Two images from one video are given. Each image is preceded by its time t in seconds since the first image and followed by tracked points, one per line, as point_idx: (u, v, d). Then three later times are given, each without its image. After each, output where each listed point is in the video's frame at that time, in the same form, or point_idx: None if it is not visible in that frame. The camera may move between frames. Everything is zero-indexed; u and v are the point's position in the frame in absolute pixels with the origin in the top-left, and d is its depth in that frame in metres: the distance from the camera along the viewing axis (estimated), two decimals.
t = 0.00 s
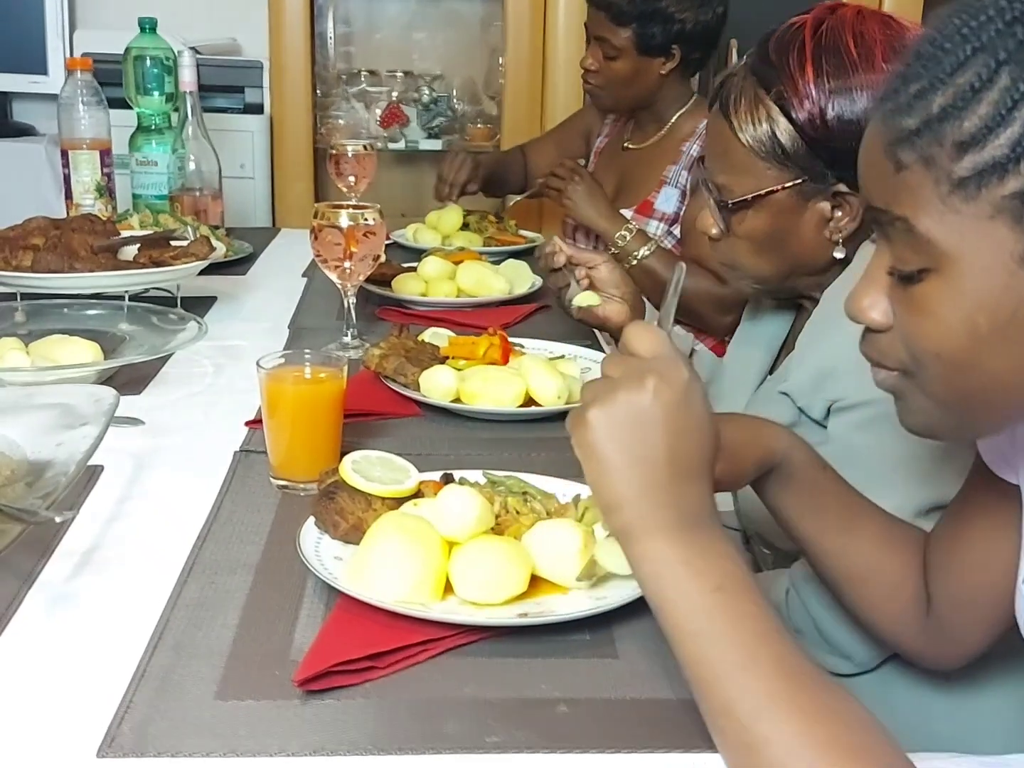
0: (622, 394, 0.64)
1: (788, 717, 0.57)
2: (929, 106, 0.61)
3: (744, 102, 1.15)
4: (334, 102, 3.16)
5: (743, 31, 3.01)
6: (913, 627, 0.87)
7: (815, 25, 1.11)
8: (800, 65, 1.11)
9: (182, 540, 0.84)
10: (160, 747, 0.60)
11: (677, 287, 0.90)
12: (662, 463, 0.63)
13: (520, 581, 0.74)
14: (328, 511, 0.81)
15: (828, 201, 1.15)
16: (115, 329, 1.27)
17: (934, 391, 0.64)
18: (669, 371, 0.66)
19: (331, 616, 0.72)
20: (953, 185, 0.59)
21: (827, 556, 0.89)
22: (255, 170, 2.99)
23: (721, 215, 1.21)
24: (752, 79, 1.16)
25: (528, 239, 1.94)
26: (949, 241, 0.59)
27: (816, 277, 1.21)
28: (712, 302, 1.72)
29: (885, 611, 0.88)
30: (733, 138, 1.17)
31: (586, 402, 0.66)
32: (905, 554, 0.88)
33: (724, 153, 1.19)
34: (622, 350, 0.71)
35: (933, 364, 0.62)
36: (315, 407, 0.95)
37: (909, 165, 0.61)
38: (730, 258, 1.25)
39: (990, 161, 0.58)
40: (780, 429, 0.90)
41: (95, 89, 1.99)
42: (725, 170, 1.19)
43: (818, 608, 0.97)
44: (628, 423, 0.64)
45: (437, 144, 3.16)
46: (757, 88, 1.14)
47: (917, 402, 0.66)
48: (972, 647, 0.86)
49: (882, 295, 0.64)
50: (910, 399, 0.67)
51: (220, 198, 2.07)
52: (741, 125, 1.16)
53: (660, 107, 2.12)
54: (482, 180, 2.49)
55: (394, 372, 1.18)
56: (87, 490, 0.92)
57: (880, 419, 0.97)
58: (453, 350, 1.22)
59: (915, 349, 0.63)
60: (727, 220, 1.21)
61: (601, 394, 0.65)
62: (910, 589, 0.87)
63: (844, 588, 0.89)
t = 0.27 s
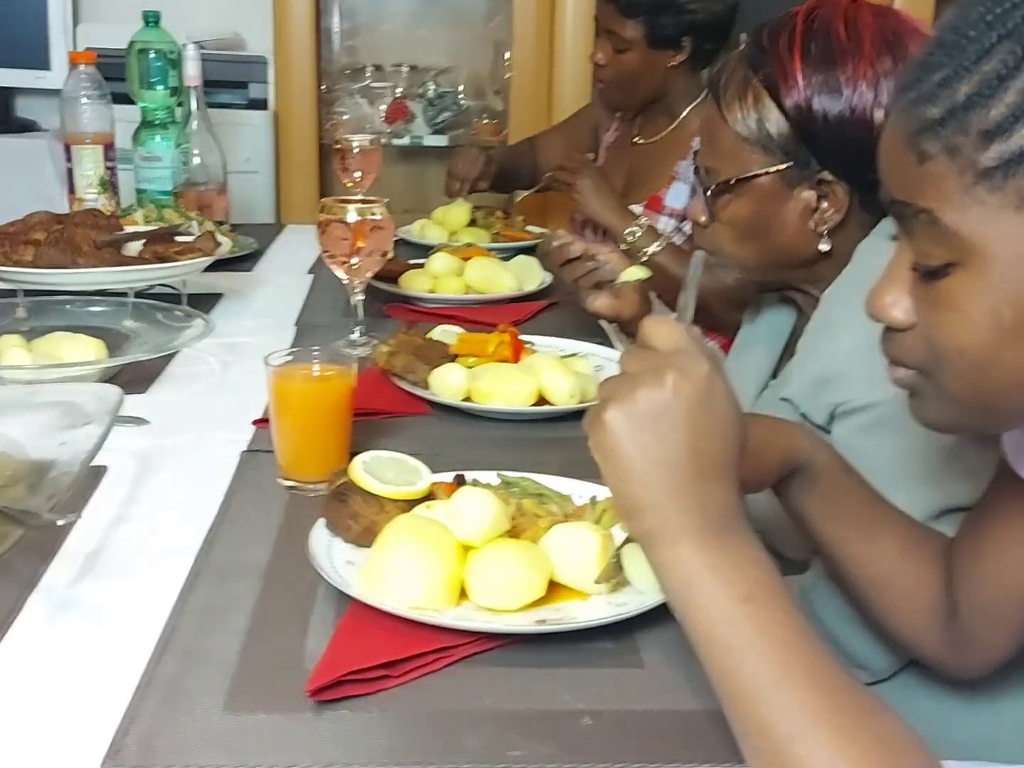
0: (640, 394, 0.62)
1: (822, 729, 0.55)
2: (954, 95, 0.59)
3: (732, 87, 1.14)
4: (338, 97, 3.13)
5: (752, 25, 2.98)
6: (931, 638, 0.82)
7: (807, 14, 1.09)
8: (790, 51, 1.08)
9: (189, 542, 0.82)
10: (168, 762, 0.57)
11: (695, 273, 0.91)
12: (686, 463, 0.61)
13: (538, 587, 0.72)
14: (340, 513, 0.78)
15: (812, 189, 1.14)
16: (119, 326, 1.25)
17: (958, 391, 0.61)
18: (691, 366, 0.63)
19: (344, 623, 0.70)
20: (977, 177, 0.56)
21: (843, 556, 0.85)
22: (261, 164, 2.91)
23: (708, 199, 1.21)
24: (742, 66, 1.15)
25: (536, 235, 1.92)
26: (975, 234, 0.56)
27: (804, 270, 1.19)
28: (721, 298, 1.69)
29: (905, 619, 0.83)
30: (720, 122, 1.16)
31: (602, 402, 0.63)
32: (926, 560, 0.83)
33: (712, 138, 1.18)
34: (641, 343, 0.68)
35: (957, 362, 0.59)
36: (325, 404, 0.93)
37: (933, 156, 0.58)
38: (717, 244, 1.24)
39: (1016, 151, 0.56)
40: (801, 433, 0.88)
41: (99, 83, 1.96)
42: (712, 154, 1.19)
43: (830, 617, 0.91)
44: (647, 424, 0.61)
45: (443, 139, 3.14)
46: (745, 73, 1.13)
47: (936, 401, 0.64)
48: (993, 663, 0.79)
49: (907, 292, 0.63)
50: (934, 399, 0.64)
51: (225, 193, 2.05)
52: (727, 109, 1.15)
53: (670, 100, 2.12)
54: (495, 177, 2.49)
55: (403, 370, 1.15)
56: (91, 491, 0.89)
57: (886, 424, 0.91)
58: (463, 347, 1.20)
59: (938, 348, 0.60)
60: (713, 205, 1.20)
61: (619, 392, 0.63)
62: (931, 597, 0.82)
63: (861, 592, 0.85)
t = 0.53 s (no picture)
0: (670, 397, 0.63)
1: (851, 737, 0.54)
2: (976, 84, 0.57)
3: (718, 77, 1.13)
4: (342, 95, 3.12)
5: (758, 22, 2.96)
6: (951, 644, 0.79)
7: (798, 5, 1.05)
8: (775, 43, 1.04)
9: (193, 546, 0.80)
10: None
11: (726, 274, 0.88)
12: (719, 465, 0.62)
13: (552, 592, 0.70)
14: (347, 516, 0.76)
15: (789, 184, 1.11)
16: (121, 324, 1.23)
17: (986, 395, 0.59)
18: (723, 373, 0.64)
19: (352, 629, 0.68)
20: (1004, 168, 0.55)
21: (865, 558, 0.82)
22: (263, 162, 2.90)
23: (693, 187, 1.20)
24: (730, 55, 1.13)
25: (542, 232, 1.90)
26: (1001, 227, 0.54)
27: (787, 267, 1.16)
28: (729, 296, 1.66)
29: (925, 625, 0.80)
30: (707, 111, 1.15)
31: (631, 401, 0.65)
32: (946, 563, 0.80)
33: (700, 127, 1.17)
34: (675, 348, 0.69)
35: (985, 363, 0.58)
36: (331, 403, 0.91)
37: (956, 148, 0.56)
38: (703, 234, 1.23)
39: None
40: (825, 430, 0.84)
41: (100, 80, 1.94)
42: (700, 142, 1.17)
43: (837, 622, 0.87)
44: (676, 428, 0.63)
45: (446, 137, 3.12)
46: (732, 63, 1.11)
47: (965, 407, 0.62)
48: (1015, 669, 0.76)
49: (930, 291, 0.60)
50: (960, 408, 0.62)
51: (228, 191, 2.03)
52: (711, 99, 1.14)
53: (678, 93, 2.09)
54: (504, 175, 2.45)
55: (410, 368, 1.13)
56: (93, 492, 0.87)
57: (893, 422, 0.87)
58: (471, 345, 1.18)
59: (964, 350, 0.58)
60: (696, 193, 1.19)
61: (651, 393, 0.64)
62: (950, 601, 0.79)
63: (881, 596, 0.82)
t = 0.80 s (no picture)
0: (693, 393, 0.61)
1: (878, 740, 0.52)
2: (998, 73, 0.56)
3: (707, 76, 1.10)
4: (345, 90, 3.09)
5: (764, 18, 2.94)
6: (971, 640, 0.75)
7: None
8: (757, 39, 1.02)
9: (193, 544, 0.78)
10: None
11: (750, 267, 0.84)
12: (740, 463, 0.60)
13: (563, 592, 0.68)
14: (351, 513, 0.74)
15: (778, 180, 1.08)
16: (121, 318, 1.21)
17: (1010, 390, 0.58)
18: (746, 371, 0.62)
19: (357, 630, 0.66)
20: None
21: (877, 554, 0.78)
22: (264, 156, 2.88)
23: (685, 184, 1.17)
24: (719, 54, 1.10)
25: (548, 227, 1.88)
26: None
27: (782, 264, 1.13)
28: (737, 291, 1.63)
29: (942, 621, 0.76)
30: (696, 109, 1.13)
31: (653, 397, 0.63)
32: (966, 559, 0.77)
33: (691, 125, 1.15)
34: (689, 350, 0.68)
35: (1010, 357, 0.57)
36: (335, 398, 0.89)
37: (979, 138, 0.56)
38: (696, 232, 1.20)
39: None
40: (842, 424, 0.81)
41: (100, 72, 1.92)
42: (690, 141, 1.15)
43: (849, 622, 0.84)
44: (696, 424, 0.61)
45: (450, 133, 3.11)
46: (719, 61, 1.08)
47: (988, 401, 0.61)
48: None
49: (952, 287, 0.59)
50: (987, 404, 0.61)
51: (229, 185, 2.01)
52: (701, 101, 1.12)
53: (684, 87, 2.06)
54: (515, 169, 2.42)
55: (415, 363, 1.11)
56: (91, 489, 0.85)
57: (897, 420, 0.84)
58: (476, 340, 1.16)
59: (988, 345, 0.57)
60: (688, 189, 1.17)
61: (671, 391, 0.62)
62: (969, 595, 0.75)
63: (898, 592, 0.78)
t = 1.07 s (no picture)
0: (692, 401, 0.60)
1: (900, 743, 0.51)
2: None
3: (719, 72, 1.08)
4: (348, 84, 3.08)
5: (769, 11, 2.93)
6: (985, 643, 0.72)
7: None
8: (769, 30, 1.01)
9: (194, 539, 0.76)
10: None
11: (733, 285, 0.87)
12: (748, 466, 0.58)
13: (571, 590, 0.66)
14: (355, 508, 0.73)
15: (804, 169, 1.06)
16: (121, 310, 1.20)
17: None
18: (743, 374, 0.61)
19: (361, 628, 0.64)
20: None
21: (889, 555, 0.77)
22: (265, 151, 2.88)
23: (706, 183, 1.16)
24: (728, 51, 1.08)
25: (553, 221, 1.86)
26: None
27: (809, 256, 1.11)
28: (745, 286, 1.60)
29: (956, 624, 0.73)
30: (711, 109, 1.11)
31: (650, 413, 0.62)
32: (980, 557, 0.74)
33: (705, 126, 1.14)
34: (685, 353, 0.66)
35: None
36: (339, 391, 0.87)
37: (1006, 122, 0.54)
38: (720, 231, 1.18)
39: None
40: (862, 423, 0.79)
41: (102, 64, 1.90)
42: (706, 141, 1.14)
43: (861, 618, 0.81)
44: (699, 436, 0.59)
45: (454, 127, 3.08)
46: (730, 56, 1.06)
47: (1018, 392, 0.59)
48: None
49: (978, 278, 0.57)
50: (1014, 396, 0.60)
51: (231, 178, 1.99)
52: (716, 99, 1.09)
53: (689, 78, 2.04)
54: (506, 161, 2.41)
55: (419, 357, 1.09)
56: (89, 484, 0.84)
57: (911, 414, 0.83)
58: (482, 333, 1.14)
59: (1014, 336, 0.56)
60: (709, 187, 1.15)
61: (673, 398, 0.61)
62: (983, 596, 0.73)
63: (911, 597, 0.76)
